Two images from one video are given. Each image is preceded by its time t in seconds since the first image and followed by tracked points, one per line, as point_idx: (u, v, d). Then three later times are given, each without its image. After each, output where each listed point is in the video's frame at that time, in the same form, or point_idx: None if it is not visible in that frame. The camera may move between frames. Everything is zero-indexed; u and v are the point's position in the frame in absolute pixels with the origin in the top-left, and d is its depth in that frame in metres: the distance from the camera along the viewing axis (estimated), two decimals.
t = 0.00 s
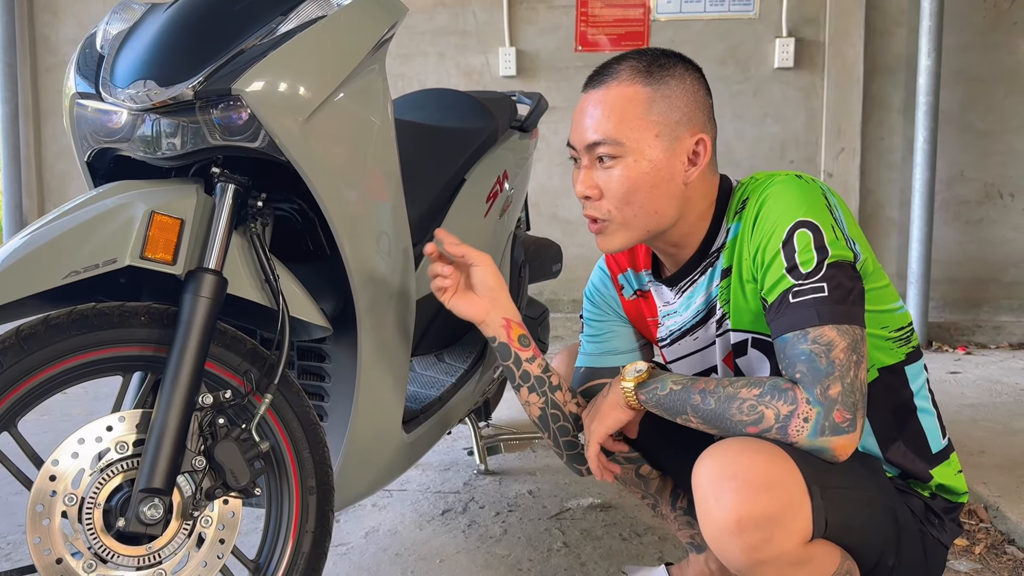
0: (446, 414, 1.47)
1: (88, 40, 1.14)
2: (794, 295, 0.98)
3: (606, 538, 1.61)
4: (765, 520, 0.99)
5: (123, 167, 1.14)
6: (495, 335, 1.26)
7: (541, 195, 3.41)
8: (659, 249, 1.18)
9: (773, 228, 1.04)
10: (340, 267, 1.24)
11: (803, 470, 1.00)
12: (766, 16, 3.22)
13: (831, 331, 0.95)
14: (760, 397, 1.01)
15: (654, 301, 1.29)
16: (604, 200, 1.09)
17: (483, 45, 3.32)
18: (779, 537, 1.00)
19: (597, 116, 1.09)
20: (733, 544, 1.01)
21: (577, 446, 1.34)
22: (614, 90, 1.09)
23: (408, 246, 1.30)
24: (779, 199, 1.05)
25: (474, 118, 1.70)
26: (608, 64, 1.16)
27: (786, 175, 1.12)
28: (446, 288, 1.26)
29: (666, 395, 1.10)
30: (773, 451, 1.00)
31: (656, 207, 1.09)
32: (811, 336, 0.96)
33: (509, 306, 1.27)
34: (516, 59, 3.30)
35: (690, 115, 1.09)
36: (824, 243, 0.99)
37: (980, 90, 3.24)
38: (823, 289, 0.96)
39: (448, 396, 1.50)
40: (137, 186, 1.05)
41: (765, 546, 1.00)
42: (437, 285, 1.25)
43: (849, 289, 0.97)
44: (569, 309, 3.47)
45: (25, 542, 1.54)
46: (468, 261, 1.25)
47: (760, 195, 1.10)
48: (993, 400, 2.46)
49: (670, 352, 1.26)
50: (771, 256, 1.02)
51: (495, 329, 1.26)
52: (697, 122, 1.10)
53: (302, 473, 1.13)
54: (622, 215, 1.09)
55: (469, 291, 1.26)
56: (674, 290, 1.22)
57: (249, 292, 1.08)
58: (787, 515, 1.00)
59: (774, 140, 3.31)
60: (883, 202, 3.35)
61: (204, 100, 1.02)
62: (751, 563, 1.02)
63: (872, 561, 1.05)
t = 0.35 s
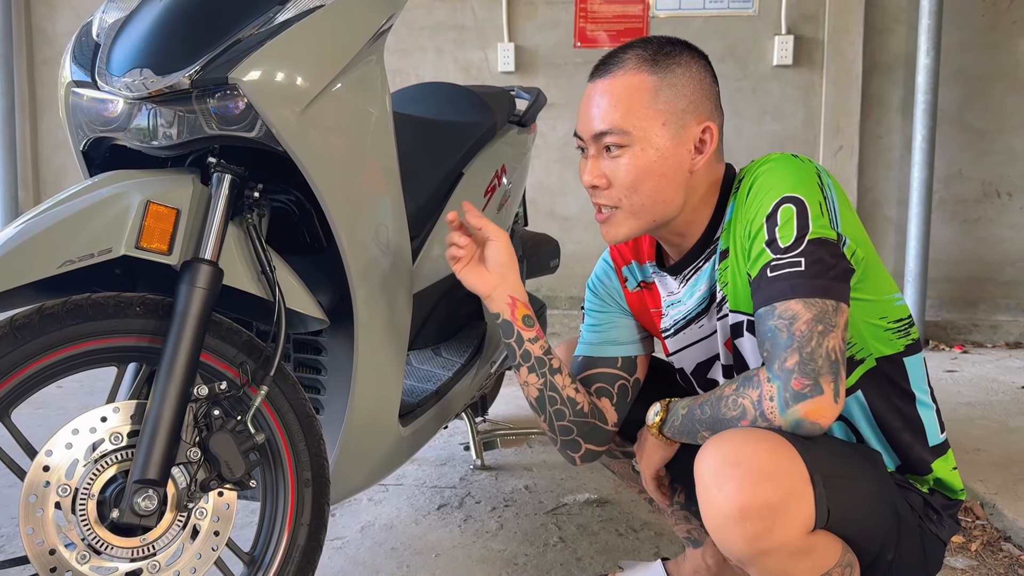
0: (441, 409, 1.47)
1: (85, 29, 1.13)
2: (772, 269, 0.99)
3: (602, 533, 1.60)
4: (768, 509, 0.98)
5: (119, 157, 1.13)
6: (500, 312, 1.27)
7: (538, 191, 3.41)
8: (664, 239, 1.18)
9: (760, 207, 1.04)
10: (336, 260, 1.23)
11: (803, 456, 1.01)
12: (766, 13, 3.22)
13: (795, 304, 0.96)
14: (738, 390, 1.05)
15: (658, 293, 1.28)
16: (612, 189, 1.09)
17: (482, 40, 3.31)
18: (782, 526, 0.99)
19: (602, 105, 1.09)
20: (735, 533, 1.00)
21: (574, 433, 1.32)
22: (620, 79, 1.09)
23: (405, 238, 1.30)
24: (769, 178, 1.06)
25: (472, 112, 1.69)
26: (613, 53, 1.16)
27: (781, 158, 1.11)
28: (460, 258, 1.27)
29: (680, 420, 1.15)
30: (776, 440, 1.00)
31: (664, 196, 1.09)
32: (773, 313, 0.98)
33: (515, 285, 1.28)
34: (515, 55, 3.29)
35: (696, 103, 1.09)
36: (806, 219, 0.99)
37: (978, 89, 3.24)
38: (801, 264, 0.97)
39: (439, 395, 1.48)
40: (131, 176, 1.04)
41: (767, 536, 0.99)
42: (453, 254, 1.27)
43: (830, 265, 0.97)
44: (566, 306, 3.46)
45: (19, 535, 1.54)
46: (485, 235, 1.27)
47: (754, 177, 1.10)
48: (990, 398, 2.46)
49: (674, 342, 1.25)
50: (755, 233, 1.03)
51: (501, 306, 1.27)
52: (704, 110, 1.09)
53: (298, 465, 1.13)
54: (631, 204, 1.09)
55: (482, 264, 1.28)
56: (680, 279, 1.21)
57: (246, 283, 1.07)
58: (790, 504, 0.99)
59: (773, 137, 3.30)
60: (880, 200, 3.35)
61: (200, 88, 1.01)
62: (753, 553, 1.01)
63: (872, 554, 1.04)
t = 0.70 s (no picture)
0: (439, 407, 1.47)
1: (84, 26, 1.13)
2: (761, 264, 0.99)
3: (598, 532, 1.61)
4: (764, 507, 0.98)
5: (118, 153, 1.13)
6: (501, 312, 1.26)
7: (537, 189, 3.41)
8: (665, 232, 1.18)
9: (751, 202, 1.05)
10: (334, 257, 1.23)
11: (799, 453, 1.01)
12: (765, 13, 3.22)
13: (776, 298, 0.96)
14: (722, 392, 1.08)
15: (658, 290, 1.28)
16: (619, 176, 1.08)
17: (481, 38, 3.31)
18: (778, 524, 0.99)
19: (612, 94, 1.09)
20: (732, 531, 1.00)
21: (575, 429, 1.32)
22: (628, 70, 1.09)
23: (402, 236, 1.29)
24: (762, 174, 1.06)
25: (471, 110, 1.69)
26: (620, 48, 1.17)
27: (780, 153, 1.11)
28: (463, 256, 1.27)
29: (671, 439, 1.17)
30: (770, 439, 1.01)
31: (670, 184, 1.09)
32: (755, 306, 0.99)
33: (518, 284, 1.26)
34: (514, 53, 3.29)
35: (702, 95, 1.09)
36: (797, 216, 0.99)
37: (977, 90, 3.24)
38: (788, 260, 0.97)
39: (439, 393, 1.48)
40: (130, 172, 1.04)
41: (763, 533, 0.99)
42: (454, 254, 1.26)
43: (818, 262, 0.97)
44: (564, 304, 3.46)
45: (15, 530, 1.54)
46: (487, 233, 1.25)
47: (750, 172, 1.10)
48: (986, 400, 2.47)
49: (673, 338, 1.25)
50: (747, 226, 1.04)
51: (502, 304, 1.26)
52: (709, 103, 1.10)
53: (295, 462, 1.13)
54: (638, 191, 1.09)
55: (485, 263, 1.27)
56: (678, 274, 1.21)
57: (244, 280, 1.08)
58: (786, 502, 0.99)
59: (771, 138, 3.31)
60: (878, 201, 3.35)
61: (200, 86, 1.01)
62: (749, 551, 1.01)
63: (867, 554, 1.04)
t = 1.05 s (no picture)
0: (438, 406, 1.48)
1: (88, 23, 1.13)
2: (762, 264, 1.00)
3: (596, 531, 1.61)
4: (763, 508, 0.99)
5: (120, 151, 1.13)
6: (512, 303, 1.27)
7: (537, 189, 3.41)
8: (670, 231, 1.18)
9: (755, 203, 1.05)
10: (335, 256, 1.23)
11: (798, 455, 1.01)
12: (766, 14, 3.22)
13: (775, 299, 0.97)
14: (716, 396, 1.08)
15: (659, 291, 1.29)
16: (621, 172, 1.08)
17: (482, 37, 3.31)
18: (777, 526, 0.99)
19: (617, 91, 1.09)
20: (730, 532, 1.01)
21: (578, 426, 1.32)
22: (633, 67, 1.10)
23: (403, 234, 1.30)
24: (765, 175, 1.07)
25: (473, 109, 1.70)
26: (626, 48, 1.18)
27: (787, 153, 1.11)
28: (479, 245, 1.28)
29: (663, 450, 1.18)
30: (769, 440, 1.01)
31: (673, 180, 1.09)
32: (753, 307, 1.00)
33: (530, 276, 1.28)
34: (515, 52, 3.30)
35: (705, 93, 1.10)
36: (799, 218, 0.99)
37: (977, 92, 3.25)
38: (789, 262, 0.98)
39: (438, 391, 1.49)
40: (134, 170, 1.04)
41: (762, 535, 0.99)
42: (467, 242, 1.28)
43: (819, 264, 0.97)
44: (563, 304, 3.47)
45: (14, 526, 1.54)
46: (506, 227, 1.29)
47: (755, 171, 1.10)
48: (984, 402, 2.47)
49: (675, 337, 1.26)
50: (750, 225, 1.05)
51: (512, 297, 1.27)
52: (712, 101, 1.10)
53: (295, 460, 1.13)
54: (640, 186, 1.09)
55: (500, 253, 1.29)
56: (682, 274, 1.22)
57: (245, 278, 1.08)
58: (785, 504, 0.99)
59: (771, 138, 3.31)
60: (878, 203, 3.36)
61: (203, 84, 1.01)
62: (748, 552, 1.01)
63: (865, 556, 1.04)
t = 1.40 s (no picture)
0: (440, 402, 1.48)
1: (91, 17, 1.13)
2: (764, 268, 0.99)
3: (596, 528, 1.61)
4: (759, 502, 0.99)
5: (123, 145, 1.13)
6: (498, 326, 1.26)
7: (538, 187, 3.41)
8: (660, 233, 1.18)
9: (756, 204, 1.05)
10: (338, 251, 1.24)
11: (796, 451, 1.02)
12: (769, 14, 3.22)
13: (781, 301, 0.97)
14: (721, 385, 1.07)
15: (658, 288, 1.29)
16: (598, 184, 1.11)
17: (484, 35, 3.31)
18: (773, 519, 1.00)
19: (589, 106, 1.12)
20: (727, 526, 1.01)
21: (581, 430, 1.33)
22: (603, 82, 1.12)
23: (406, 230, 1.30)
24: (764, 178, 1.07)
25: (475, 106, 1.70)
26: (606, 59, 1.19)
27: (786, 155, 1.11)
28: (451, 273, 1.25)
29: (668, 421, 1.16)
30: (768, 435, 1.01)
31: (647, 188, 1.10)
32: (760, 308, 0.99)
33: (512, 297, 1.25)
34: (517, 50, 3.30)
35: (676, 98, 1.09)
36: (800, 221, 0.99)
37: (979, 94, 3.25)
38: (792, 265, 0.98)
39: (443, 383, 1.50)
40: (137, 163, 1.05)
41: (759, 528, 1.00)
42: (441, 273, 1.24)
43: (818, 267, 0.97)
44: (564, 302, 3.47)
45: (15, 519, 1.54)
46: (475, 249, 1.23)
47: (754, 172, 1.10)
48: (984, 403, 2.47)
49: (672, 336, 1.26)
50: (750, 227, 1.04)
51: (498, 319, 1.25)
52: (684, 104, 1.10)
53: (296, 454, 1.13)
54: (615, 198, 1.11)
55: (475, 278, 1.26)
56: (679, 274, 1.21)
57: (247, 273, 1.08)
58: (782, 498, 1.00)
59: (773, 138, 3.31)
60: (879, 204, 3.35)
61: (206, 78, 1.02)
62: (744, 545, 1.01)
63: (861, 552, 1.06)
